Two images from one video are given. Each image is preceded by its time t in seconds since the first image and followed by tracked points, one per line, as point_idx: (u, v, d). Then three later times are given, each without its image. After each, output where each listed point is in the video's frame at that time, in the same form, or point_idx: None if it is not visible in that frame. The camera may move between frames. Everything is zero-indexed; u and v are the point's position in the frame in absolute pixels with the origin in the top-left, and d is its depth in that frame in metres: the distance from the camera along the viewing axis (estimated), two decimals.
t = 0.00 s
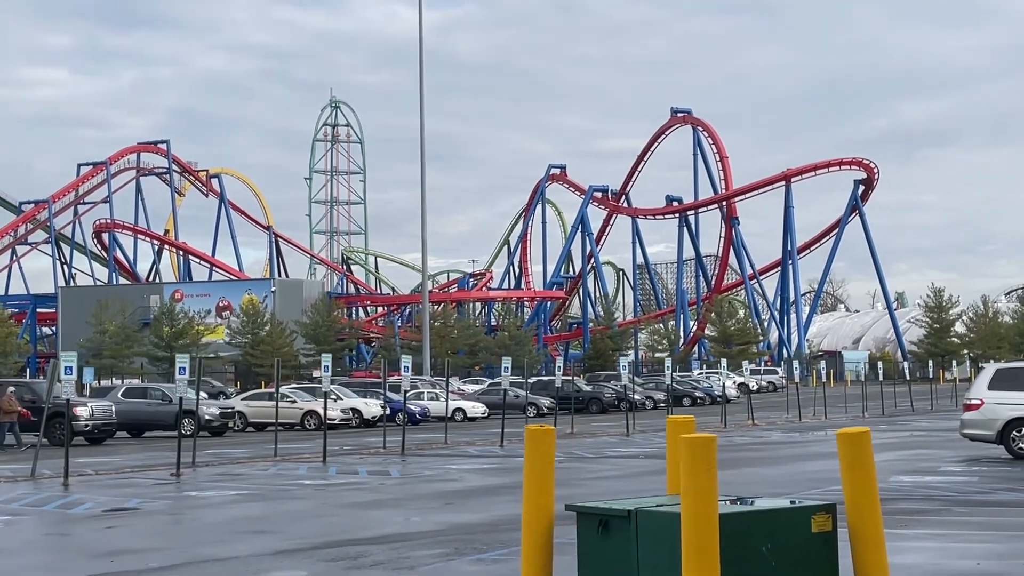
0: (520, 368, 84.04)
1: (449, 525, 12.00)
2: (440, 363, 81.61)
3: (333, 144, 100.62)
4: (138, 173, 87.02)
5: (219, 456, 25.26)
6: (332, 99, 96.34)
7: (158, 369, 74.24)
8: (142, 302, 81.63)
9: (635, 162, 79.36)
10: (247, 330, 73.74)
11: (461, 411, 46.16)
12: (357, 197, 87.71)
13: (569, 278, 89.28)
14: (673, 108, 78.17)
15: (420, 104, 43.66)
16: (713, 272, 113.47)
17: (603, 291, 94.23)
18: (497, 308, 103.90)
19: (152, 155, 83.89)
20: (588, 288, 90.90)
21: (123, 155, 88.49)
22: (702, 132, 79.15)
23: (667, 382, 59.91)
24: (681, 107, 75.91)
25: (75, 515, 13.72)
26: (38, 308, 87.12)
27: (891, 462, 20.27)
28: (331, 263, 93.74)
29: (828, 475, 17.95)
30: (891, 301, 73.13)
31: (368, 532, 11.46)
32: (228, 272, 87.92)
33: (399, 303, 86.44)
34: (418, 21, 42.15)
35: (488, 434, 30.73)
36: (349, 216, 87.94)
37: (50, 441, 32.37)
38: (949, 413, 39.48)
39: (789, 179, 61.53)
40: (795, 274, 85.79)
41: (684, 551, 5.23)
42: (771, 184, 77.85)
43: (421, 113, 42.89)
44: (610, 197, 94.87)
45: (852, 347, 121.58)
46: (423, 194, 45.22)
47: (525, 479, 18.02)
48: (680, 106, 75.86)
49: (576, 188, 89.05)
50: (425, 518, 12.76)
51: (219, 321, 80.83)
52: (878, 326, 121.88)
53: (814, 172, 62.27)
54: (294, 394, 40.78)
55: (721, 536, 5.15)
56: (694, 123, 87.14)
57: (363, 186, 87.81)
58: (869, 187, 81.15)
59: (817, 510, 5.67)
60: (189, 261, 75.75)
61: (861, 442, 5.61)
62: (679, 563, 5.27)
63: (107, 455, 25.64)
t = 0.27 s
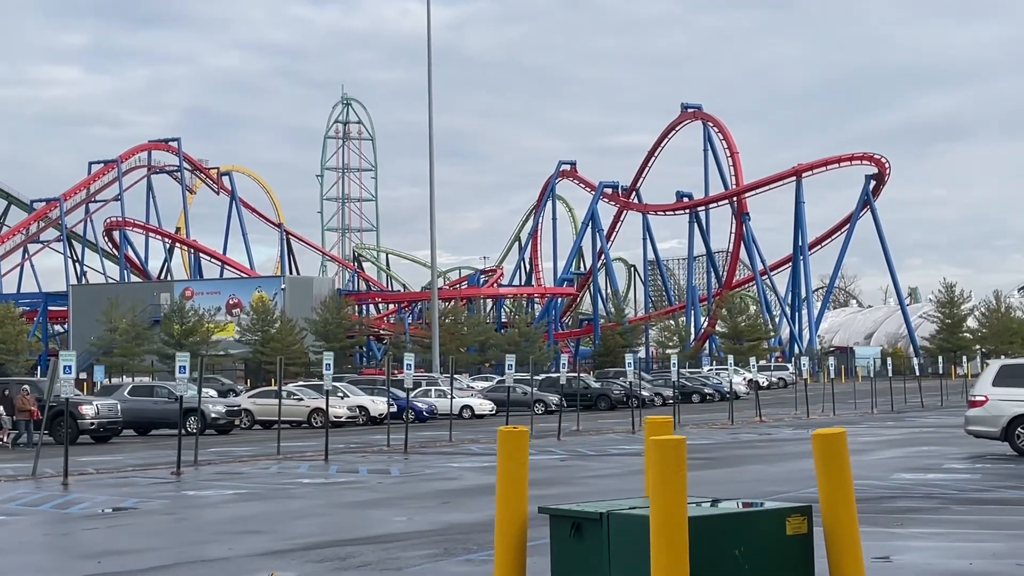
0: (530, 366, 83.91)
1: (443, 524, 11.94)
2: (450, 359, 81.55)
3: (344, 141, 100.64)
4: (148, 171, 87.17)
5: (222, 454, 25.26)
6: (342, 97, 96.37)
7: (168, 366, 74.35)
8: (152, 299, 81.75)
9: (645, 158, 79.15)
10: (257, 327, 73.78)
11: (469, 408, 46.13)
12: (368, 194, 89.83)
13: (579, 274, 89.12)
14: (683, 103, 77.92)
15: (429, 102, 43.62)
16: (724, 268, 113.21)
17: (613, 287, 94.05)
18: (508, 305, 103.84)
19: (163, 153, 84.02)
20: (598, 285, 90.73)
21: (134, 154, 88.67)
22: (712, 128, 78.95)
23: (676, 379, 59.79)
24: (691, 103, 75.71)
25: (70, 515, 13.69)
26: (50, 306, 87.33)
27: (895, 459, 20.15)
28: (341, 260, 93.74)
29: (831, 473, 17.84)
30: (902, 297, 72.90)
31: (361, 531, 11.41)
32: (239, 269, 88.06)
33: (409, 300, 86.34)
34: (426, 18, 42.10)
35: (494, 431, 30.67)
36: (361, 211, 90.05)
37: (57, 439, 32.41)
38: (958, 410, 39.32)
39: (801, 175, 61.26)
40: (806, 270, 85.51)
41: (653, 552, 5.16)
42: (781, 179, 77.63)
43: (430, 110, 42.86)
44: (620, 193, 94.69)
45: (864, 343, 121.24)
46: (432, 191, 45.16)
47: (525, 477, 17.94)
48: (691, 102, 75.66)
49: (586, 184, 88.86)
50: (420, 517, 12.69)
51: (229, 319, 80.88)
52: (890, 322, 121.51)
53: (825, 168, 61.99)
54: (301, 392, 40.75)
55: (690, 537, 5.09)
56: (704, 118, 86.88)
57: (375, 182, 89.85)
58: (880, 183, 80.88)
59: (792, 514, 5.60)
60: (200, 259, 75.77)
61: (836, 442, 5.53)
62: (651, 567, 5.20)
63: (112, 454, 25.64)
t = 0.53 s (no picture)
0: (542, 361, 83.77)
1: (441, 521, 11.85)
2: (464, 354, 81.47)
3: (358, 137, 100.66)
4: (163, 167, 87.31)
5: (230, 449, 25.23)
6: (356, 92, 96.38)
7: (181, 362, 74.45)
8: (167, 295, 81.88)
9: (659, 152, 78.93)
10: (271, 323, 73.83)
11: (481, 403, 46.08)
12: (385, 189, 85.74)
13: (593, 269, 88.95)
14: (697, 97, 77.67)
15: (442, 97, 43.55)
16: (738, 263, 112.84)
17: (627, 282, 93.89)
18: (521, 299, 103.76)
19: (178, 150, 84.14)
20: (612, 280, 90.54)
21: (149, 150, 88.86)
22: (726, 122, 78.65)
23: (690, 373, 59.61)
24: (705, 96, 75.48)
25: (71, 511, 13.66)
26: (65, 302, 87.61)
27: (904, 453, 19.99)
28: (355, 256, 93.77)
29: (838, 467, 17.71)
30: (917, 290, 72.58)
31: (357, 528, 11.34)
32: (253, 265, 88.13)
33: (422, 295, 86.27)
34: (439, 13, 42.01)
35: (503, 426, 30.59)
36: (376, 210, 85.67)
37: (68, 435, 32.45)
38: (972, 404, 39.09)
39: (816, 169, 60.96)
40: (821, 264, 85.15)
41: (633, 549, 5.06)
42: (795, 173, 77.29)
43: (443, 104, 42.78)
44: (634, 187, 94.50)
45: (879, 337, 120.80)
46: (445, 186, 45.09)
47: (529, 472, 17.85)
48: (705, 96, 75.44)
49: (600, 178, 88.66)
50: (420, 513, 12.62)
51: (243, 315, 80.82)
52: (905, 316, 121.03)
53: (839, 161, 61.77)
54: (312, 387, 40.71)
55: (670, 534, 4.98)
56: (719, 112, 86.59)
57: (391, 179, 85.79)
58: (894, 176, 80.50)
59: (777, 508, 5.50)
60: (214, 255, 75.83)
61: (823, 437, 5.42)
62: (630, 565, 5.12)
63: (120, 449, 25.65)
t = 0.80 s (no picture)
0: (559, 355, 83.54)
1: (444, 515, 11.75)
2: (481, 349, 81.31)
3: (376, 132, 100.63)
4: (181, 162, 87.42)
5: (242, 444, 25.19)
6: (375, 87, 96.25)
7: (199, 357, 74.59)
8: (185, 290, 82.01)
9: (677, 146, 78.58)
10: (288, 318, 73.93)
11: (496, 398, 45.96)
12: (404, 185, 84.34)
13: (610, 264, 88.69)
14: (716, 91, 77.22)
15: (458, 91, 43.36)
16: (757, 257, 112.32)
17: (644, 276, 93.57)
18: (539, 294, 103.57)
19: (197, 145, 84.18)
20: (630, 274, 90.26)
21: (167, 146, 89.07)
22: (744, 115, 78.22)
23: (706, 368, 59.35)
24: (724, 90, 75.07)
25: (76, 505, 13.62)
26: (84, 297, 87.92)
27: (918, 447, 19.76)
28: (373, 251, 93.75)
29: (850, 461, 17.52)
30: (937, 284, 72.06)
31: (358, 523, 11.23)
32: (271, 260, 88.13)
33: (439, 290, 86.17)
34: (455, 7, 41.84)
35: (517, 420, 30.47)
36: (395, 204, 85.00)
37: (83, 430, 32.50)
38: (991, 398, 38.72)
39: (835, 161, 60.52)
40: (840, 258, 84.67)
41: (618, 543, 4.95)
42: (814, 167, 76.83)
43: (459, 99, 42.60)
44: (652, 181, 94.16)
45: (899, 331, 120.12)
46: (461, 180, 44.91)
47: (538, 467, 17.73)
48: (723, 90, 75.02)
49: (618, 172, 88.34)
50: (423, 508, 12.51)
51: (261, 309, 81.13)
52: (925, 310, 120.30)
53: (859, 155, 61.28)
54: (326, 381, 40.68)
55: (656, 528, 4.87)
56: (737, 106, 86.15)
57: (409, 174, 84.30)
58: (914, 169, 79.90)
59: (769, 502, 5.37)
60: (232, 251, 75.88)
61: (816, 428, 5.28)
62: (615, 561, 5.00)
63: (132, 444, 25.63)
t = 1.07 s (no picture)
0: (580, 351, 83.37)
1: (451, 513, 11.67)
2: (503, 344, 81.16)
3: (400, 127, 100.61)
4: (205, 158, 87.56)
5: (259, 440, 25.18)
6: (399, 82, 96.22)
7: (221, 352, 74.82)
8: (209, 286, 82.22)
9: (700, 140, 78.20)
10: (311, 313, 74.09)
11: (516, 393, 45.87)
12: (427, 181, 85.11)
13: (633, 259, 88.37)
14: (739, 85, 76.79)
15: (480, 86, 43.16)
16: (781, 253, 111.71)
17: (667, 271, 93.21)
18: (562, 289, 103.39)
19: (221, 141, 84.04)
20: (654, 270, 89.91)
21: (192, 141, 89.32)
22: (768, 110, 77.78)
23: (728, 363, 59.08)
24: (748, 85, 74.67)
25: (88, 502, 13.62)
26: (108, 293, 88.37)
27: (939, 445, 19.54)
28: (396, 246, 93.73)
29: (868, 459, 17.33)
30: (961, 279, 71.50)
31: (365, 522, 11.17)
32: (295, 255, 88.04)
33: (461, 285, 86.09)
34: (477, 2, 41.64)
35: (535, 417, 30.36)
36: (418, 198, 85.45)
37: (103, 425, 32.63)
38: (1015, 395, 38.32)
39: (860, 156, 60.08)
40: (864, 254, 84.10)
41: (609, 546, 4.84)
42: (838, 162, 76.30)
43: (481, 93, 42.43)
44: (675, 176, 93.77)
45: (924, 326, 119.35)
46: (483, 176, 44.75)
47: (552, 464, 17.62)
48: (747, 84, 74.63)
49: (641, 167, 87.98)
50: (431, 506, 12.43)
51: (284, 305, 81.05)
52: (951, 305, 119.44)
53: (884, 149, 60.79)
54: (346, 377, 40.66)
55: (646, 532, 4.76)
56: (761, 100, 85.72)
57: (432, 170, 85.34)
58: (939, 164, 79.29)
59: (765, 506, 5.26)
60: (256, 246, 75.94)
61: (814, 431, 5.17)
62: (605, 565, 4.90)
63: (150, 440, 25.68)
